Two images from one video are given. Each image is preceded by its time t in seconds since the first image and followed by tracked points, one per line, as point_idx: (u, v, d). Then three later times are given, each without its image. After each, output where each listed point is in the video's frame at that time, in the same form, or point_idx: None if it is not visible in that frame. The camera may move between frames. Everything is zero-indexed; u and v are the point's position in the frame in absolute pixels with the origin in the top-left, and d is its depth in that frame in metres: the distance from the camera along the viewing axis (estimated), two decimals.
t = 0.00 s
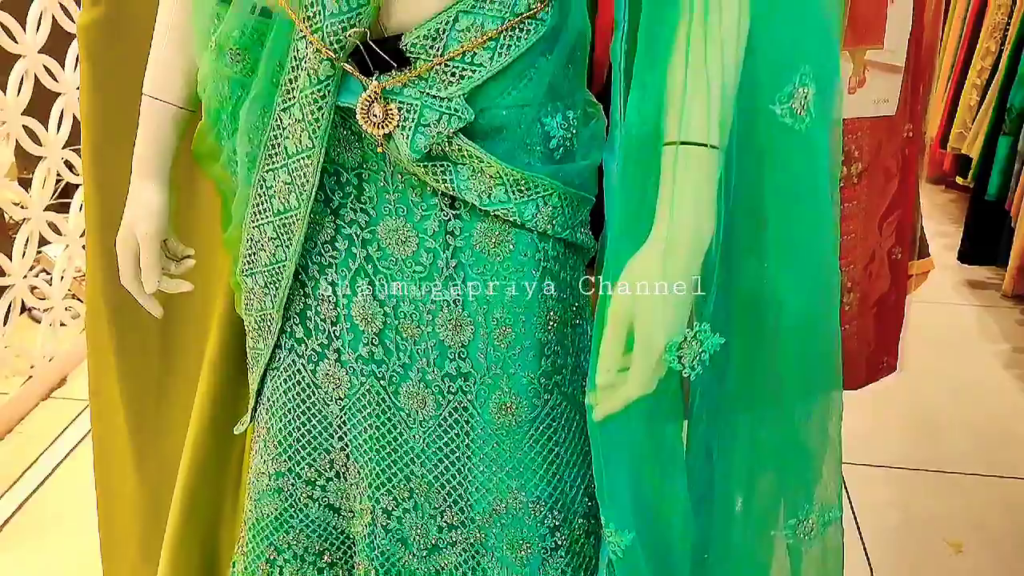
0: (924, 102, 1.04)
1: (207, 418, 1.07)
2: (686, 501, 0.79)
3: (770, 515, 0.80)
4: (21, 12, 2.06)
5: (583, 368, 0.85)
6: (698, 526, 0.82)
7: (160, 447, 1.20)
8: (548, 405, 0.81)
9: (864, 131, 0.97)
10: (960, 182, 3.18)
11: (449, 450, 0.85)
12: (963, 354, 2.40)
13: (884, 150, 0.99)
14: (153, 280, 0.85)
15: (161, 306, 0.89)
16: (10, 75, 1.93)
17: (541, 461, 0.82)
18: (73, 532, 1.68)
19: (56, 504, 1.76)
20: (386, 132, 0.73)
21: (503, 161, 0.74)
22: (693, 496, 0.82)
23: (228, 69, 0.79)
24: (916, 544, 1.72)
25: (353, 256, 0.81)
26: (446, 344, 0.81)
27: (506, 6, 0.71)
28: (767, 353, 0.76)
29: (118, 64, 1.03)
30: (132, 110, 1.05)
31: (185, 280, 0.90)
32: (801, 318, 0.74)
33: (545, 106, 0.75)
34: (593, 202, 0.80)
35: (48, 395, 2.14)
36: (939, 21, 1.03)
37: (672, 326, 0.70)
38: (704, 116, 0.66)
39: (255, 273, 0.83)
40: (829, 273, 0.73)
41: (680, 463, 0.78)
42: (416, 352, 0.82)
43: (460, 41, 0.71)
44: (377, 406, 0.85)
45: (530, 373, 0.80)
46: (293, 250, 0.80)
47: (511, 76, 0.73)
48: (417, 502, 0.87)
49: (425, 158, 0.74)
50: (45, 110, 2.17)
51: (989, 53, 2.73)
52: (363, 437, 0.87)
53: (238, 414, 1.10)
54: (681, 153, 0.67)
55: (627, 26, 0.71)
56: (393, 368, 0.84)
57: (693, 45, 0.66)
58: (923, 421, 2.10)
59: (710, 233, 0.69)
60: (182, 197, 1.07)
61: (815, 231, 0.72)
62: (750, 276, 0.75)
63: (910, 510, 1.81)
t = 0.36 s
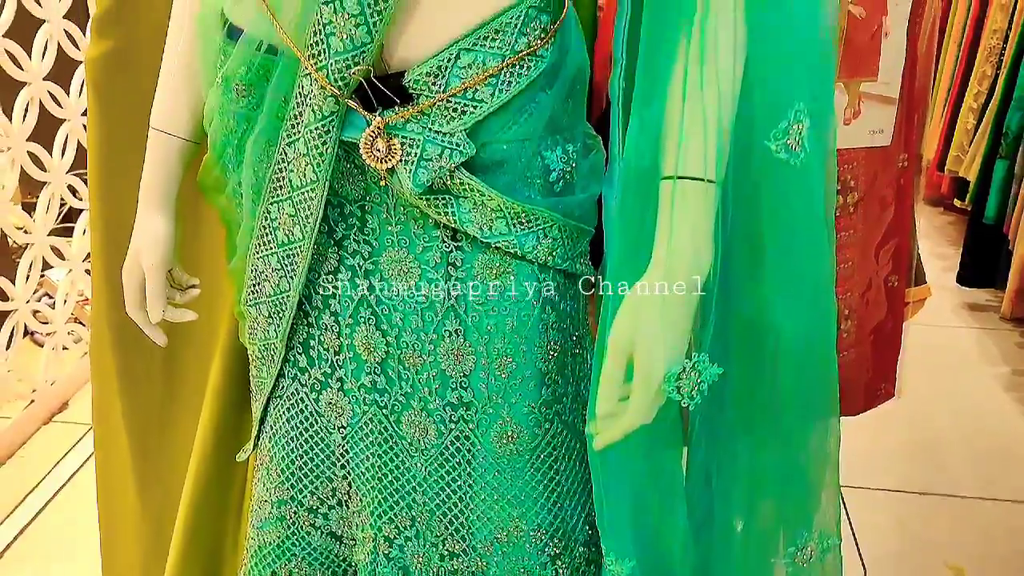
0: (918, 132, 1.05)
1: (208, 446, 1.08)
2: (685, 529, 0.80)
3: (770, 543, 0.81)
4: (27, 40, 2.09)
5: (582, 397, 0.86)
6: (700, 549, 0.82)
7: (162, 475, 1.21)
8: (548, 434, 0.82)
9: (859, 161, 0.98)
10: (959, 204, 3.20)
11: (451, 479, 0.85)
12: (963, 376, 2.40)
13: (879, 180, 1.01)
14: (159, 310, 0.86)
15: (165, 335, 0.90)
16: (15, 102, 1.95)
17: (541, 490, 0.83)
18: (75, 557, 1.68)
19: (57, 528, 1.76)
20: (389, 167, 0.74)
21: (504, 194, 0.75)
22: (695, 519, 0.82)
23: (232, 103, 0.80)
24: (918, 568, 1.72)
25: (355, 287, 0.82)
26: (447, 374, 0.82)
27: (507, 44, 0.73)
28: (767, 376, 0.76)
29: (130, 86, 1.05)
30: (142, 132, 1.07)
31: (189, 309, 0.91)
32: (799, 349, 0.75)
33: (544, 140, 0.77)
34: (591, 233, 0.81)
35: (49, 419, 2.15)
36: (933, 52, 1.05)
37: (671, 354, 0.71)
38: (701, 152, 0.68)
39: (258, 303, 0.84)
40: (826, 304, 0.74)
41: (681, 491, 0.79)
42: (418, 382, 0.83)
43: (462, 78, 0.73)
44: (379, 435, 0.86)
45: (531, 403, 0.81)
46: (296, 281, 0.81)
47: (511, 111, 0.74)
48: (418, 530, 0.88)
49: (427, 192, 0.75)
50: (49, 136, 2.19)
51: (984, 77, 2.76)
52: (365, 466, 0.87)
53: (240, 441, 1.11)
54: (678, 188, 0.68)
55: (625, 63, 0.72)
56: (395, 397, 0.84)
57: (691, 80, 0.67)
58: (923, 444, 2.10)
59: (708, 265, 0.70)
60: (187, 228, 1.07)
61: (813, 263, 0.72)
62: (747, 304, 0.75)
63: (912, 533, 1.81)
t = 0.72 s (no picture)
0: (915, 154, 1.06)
1: (210, 469, 1.09)
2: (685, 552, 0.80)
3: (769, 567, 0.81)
4: (32, 61, 2.11)
5: (582, 420, 0.86)
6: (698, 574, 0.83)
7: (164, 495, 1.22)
8: (548, 456, 0.83)
9: (856, 185, 1.00)
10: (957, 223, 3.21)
11: (452, 501, 0.86)
12: (963, 395, 2.41)
13: (875, 205, 1.02)
14: (162, 332, 0.87)
15: (168, 358, 0.91)
16: (19, 123, 1.96)
17: (541, 513, 0.84)
18: None
19: (58, 548, 1.76)
20: (391, 194, 0.75)
21: (504, 220, 0.76)
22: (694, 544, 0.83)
23: (236, 130, 0.81)
24: None
25: (357, 311, 0.83)
26: (448, 398, 0.83)
27: (507, 73, 0.74)
28: (765, 402, 0.77)
29: (137, 107, 1.07)
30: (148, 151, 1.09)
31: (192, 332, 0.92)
32: (796, 375, 0.75)
33: (544, 167, 0.78)
34: (591, 257, 0.82)
35: (50, 438, 2.15)
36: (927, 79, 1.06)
37: (670, 379, 0.71)
38: (697, 180, 0.69)
39: (261, 327, 0.84)
40: (822, 331, 0.75)
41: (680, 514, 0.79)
42: (419, 406, 0.84)
43: (463, 106, 0.74)
44: (380, 458, 0.86)
45: (531, 426, 0.82)
46: (299, 305, 0.82)
47: (511, 138, 0.76)
48: (419, 552, 0.88)
49: (429, 218, 0.76)
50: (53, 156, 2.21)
51: (981, 97, 2.78)
52: (367, 488, 0.88)
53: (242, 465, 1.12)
54: (676, 216, 0.69)
55: (623, 92, 0.74)
56: (397, 421, 0.85)
57: (688, 108, 0.68)
58: (924, 463, 2.10)
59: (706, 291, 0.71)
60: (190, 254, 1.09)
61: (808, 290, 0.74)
62: (744, 329, 0.76)
63: (913, 553, 1.81)
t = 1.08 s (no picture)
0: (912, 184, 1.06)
1: (213, 498, 1.11)
2: None
3: None
4: (39, 87, 2.13)
5: (581, 447, 0.87)
6: None
7: (165, 512, 1.25)
8: (549, 483, 0.84)
9: (851, 214, 1.01)
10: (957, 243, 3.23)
11: (453, 529, 0.87)
12: (964, 416, 2.41)
13: (869, 234, 1.03)
14: (167, 360, 0.88)
15: (173, 386, 0.92)
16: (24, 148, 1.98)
17: (541, 541, 0.85)
18: None
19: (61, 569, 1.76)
20: (393, 226, 0.77)
21: (503, 252, 0.78)
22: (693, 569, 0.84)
23: (241, 162, 0.83)
24: None
25: (359, 339, 0.84)
26: (448, 426, 0.84)
27: (507, 108, 0.76)
28: (763, 432, 0.77)
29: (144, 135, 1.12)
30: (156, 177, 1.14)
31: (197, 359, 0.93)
32: (793, 404, 0.76)
33: (544, 198, 0.80)
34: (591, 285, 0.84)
35: (54, 459, 2.16)
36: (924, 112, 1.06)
37: (668, 409, 0.72)
38: (692, 212, 0.70)
39: (264, 355, 0.86)
40: (819, 358, 0.75)
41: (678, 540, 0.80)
42: (421, 433, 0.85)
43: (463, 140, 0.75)
44: (381, 484, 0.87)
45: (531, 454, 0.83)
46: (302, 334, 0.83)
47: (511, 171, 0.77)
48: None
49: (430, 249, 0.77)
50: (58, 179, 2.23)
51: (979, 119, 2.80)
52: (368, 515, 0.89)
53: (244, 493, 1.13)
54: (673, 247, 0.71)
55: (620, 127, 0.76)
56: (398, 448, 0.86)
57: (684, 142, 0.70)
58: (925, 484, 2.11)
59: (702, 321, 0.72)
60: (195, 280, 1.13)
61: (806, 319, 0.74)
62: (741, 359, 0.76)
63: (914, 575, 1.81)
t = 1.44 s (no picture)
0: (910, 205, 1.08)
1: (214, 520, 1.12)
2: None
3: None
4: (45, 107, 2.15)
5: (580, 468, 0.88)
6: None
7: (167, 532, 1.26)
8: (548, 505, 0.85)
9: (846, 236, 1.03)
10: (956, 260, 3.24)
11: (453, 549, 0.87)
12: (964, 434, 2.41)
13: (865, 257, 1.05)
14: (171, 382, 0.89)
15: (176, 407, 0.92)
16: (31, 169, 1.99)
17: (540, 562, 0.85)
18: None
19: None
20: (394, 251, 0.78)
21: (503, 276, 0.79)
22: None
23: (244, 187, 0.84)
24: None
25: (360, 361, 0.85)
26: (448, 447, 0.85)
27: (506, 135, 0.77)
28: (760, 455, 0.78)
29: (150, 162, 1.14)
30: (161, 203, 1.16)
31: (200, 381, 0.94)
32: (789, 428, 0.76)
33: (543, 223, 0.81)
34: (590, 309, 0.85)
35: (56, 477, 2.17)
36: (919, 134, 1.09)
37: (665, 432, 0.73)
38: (688, 238, 0.72)
39: (267, 377, 0.87)
40: (814, 382, 0.76)
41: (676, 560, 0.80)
42: (421, 455, 0.86)
43: (464, 167, 0.77)
44: (382, 505, 0.88)
45: (531, 475, 0.84)
46: (304, 356, 0.84)
47: (510, 198, 0.78)
48: None
49: (430, 274, 0.79)
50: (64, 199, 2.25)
51: (978, 137, 2.82)
52: (369, 535, 0.89)
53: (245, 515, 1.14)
54: (669, 271, 0.72)
55: (618, 154, 0.77)
56: (399, 469, 0.87)
57: (680, 170, 0.71)
58: (928, 503, 2.10)
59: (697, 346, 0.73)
60: (200, 302, 1.15)
61: (800, 343, 0.75)
62: (737, 383, 0.78)
63: None
